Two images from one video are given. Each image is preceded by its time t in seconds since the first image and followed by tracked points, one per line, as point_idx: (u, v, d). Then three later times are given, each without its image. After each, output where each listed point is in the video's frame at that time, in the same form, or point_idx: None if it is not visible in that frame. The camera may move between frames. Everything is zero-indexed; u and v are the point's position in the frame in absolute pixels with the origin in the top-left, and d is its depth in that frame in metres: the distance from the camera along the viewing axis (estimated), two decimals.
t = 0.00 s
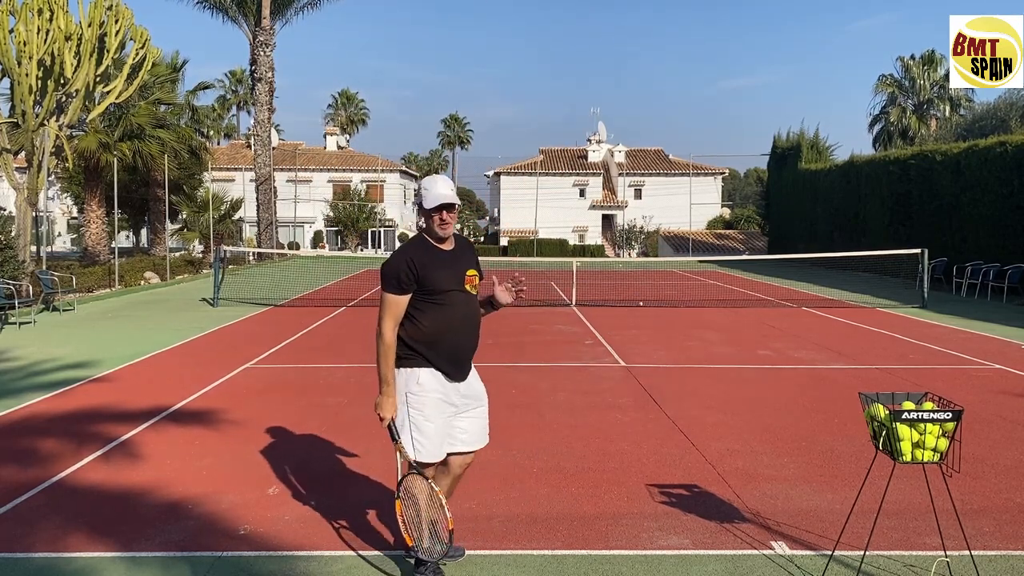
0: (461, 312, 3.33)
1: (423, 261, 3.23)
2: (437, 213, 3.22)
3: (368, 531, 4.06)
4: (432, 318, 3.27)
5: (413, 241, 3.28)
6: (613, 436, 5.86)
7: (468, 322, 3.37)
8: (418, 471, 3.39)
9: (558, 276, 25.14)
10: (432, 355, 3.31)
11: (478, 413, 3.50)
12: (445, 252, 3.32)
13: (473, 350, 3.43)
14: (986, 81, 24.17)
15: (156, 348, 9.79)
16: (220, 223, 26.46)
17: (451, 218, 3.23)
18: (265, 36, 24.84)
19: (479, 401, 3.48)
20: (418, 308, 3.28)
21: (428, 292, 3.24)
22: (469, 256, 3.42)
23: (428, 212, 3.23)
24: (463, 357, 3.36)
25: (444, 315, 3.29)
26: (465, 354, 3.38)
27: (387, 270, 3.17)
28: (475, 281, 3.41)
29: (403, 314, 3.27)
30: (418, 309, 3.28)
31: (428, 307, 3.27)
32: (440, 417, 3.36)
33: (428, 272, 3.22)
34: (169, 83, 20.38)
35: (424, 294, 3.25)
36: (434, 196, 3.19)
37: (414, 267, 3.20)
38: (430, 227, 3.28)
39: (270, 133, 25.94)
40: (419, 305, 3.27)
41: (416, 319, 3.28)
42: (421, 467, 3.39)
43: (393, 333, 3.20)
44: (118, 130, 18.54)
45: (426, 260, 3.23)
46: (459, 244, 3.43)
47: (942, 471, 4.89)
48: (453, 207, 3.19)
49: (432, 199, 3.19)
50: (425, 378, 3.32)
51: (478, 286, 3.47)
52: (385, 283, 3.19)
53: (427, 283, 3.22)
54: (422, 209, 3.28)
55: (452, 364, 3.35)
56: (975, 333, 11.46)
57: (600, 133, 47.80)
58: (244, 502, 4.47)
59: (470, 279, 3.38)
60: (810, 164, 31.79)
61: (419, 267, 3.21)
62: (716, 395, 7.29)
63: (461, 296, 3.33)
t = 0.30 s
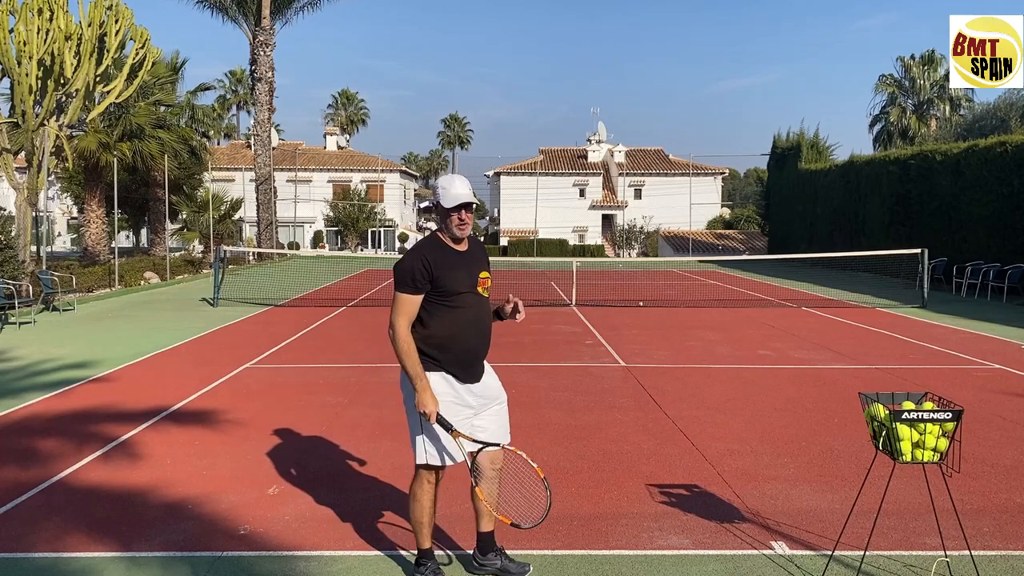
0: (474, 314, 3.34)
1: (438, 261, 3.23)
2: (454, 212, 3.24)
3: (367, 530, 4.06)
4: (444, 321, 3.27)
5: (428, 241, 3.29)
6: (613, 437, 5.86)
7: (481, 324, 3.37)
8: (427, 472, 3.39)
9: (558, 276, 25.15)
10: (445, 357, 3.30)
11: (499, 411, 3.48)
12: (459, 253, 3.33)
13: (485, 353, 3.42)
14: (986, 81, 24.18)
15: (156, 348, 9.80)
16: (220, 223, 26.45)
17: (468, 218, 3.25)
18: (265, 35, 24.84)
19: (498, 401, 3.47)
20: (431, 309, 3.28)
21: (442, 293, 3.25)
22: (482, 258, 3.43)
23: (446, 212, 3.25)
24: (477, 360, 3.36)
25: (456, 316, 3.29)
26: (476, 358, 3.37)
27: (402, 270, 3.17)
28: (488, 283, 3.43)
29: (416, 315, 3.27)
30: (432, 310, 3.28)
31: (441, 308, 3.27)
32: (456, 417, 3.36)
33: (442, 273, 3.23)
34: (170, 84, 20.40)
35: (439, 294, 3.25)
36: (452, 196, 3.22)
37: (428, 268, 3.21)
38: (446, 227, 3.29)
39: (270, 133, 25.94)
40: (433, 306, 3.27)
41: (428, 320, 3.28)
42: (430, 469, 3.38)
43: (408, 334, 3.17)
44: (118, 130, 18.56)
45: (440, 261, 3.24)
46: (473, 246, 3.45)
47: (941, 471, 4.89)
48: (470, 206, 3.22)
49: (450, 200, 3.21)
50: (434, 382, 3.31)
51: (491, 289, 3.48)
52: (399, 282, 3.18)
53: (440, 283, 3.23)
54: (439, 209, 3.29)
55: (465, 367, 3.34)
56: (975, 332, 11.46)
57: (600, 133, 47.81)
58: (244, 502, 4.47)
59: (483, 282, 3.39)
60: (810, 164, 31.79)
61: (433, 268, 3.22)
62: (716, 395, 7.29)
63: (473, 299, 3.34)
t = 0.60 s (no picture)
0: (501, 312, 3.27)
1: (461, 259, 3.22)
2: (479, 213, 3.24)
3: (368, 530, 4.06)
4: (467, 320, 3.22)
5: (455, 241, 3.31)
6: (613, 436, 5.86)
7: (507, 324, 3.30)
8: (439, 475, 3.39)
9: (558, 276, 25.15)
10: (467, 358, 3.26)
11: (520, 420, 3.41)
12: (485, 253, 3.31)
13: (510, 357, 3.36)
14: (986, 81, 24.19)
15: (156, 348, 9.80)
16: (220, 223, 26.43)
17: (497, 216, 3.25)
18: (265, 35, 24.83)
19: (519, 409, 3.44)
20: (455, 308, 3.24)
21: (465, 291, 3.21)
22: (510, 259, 3.38)
23: (472, 211, 3.25)
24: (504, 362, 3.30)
25: (481, 315, 3.23)
26: (500, 359, 3.30)
27: (425, 267, 3.19)
28: (516, 285, 3.37)
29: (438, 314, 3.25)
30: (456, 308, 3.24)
31: (465, 306, 3.23)
32: (472, 421, 3.33)
33: (464, 271, 3.21)
34: (170, 84, 20.41)
35: (462, 291, 3.22)
36: (478, 195, 3.22)
37: (451, 266, 3.20)
38: (472, 226, 3.29)
39: (270, 133, 25.94)
40: (456, 305, 3.23)
41: (453, 318, 3.24)
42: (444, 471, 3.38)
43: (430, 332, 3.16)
44: (118, 129, 18.56)
45: (463, 260, 3.23)
46: (503, 247, 3.41)
47: (942, 471, 4.89)
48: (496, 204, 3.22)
49: (475, 198, 3.21)
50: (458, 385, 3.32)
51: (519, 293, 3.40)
52: (423, 280, 3.20)
53: (463, 281, 3.20)
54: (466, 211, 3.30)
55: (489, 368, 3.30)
56: (976, 333, 11.46)
57: (600, 133, 47.81)
58: (244, 502, 4.47)
59: (510, 283, 3.33)
60: (810, 164, 31.79)
61: (455, 267, 3.21)
62: (717, 395, 7.29)
63: (498, 299, 3.27)
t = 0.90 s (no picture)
0: (529, 307, 3.24)
1: (493, 253, 3.20)
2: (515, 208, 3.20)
3: (368, 530, 4.07)
4: (496, 313, 3.20)
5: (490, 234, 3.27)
6: (613, 436, 5.86)
7: (536, 320, 3.27)
8: (469, 476, 3.29)
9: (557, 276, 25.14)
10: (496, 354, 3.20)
11: (550, 423, 3.34)
12: (519, 248, 3.26)
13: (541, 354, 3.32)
14: (986, 81, 24.19)
15: (156, 348, 9.80)
16: (220, 223, 26.40)
17: (532, 213, 3.20)
18: (265, 35, 24.82)
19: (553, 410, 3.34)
20: (484, 302, 3.23)
21: (495, 286, 3.20)
22: (546, 256, 3.34)
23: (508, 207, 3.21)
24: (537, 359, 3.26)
25: (509, 311, 3.21)
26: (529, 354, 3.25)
27: (457, 260, 3.18)
28: (549, 283, 3.33)
29: (468, 306, 3.24)
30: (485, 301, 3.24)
31: (494, 300, 3.21)
32: (504, 425, 3.22)
33: (496, 266, 3.18)
34: (170, 84, 20.40)
35: (493, 285, 3.20)
36: (515, 190, 3.17)
37: (483, 260, 3.18)
38: (507, 222, 3.25)
39: (270, 133, 25.92)
40: (485, 299, 3.22)
41: (480, 311, 3.24)
42: (476, 474, 3.27)
43: (459, 323, 3.16)
44: (118, 129, 18.57)
45: (495, 254, 3.20)
46: (539, 243, 3.37)
47: (942, 471, 4.89)
48: (533, 201, 3.17)
49: (511, 193, 3.17)
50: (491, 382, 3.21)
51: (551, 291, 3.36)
52: (454, 272, 3.19)
53: (494, 275, 3.18)
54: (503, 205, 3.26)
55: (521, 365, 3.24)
56: (976, 332, 11.46)
57: (600, 133, 47.80)
58: (244, 502, 4.48)
59: (543, 281, 3.30)
60: (810, 164, 31.79)
61: (486, 260, 3.19)
62: (716, 395, 7.30)
63: (529, 295, 3.24)
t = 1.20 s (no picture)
0: (545, 307, 3.18)
1: (511, 252, 3.18)
2: (537, 207, 3.17)
3: (369, 530, 4.07)
4: (511, 311, 3.17)
5: (511, 233, 3.25)
6: (613, 436, 5.86)
7: (553, 320, 3.20)
8: (496, 482, 3.25)
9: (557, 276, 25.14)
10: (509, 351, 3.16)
11: (562, 428, 3.30)
12: (538, 249, 3.23)
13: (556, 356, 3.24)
14: (986, 81, 24.20)
15: (156, 348, 9.80)
16: (220, 223, 26.40)
17: (552, 213, 3.16)
18: (265, 36, 24.81)
19: (565, 415, 3.29)
20: (500, 300, 3.19)
21: (512, 285, 3.17)
22: (567, 259, 3.31)
23: (529, 206, 3.19)
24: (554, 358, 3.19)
25: (524, 311, 3.16)
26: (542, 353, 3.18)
27: (476, 256, 3.19)
28: (568, 286, 3.28)
29: (485, 304, 3.22)
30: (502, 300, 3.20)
31: (511, 299, 3.17)
32: (518, 427, 3.20)
33: (513, 265, 3.16)
34: (170, 84, 20.40)
35: (510, 283, 3.17)
36: (537, 189, 3.15)
37: (501, 257, 3.16)
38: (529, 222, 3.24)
39: (270, 133, 25.92)
40: (502, 297, 3.19)
41: (496, 310, 3.20)
42: (501, 477, 3.24)
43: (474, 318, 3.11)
44: (118, 130, 18.56)
45: (514, 253, 3.18)
46: (561, 246, 3.34)
47: (941, 471, 4.89)
48: (554, 200, 3.14)
49: (531, 190, 3.15)
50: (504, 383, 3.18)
51: (570, 294, 3.31)
52: (473, 269, 3.19)
53: (511, 274, 3.15)
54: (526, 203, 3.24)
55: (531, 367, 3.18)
56: (976, 333, 11.46)
57: (600, 133, 47.81)
58: (244, 502, 4.48)
59: (561, 283, 3.25)
60: (810, 164, 31.79)
61: (504, 258, 3.17)
62: (717, 395, 7.29)
63: (545, 297, 3.19)
